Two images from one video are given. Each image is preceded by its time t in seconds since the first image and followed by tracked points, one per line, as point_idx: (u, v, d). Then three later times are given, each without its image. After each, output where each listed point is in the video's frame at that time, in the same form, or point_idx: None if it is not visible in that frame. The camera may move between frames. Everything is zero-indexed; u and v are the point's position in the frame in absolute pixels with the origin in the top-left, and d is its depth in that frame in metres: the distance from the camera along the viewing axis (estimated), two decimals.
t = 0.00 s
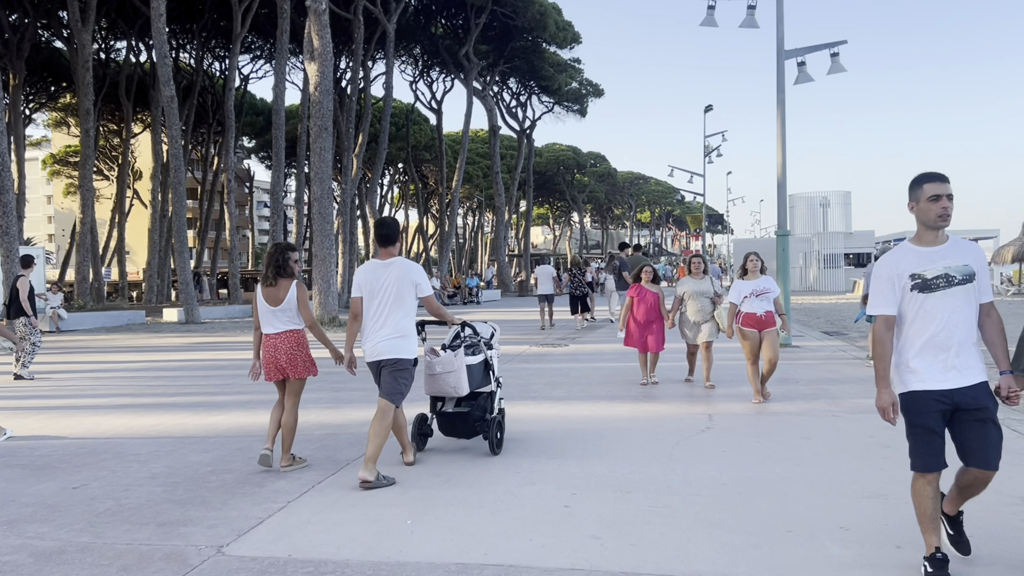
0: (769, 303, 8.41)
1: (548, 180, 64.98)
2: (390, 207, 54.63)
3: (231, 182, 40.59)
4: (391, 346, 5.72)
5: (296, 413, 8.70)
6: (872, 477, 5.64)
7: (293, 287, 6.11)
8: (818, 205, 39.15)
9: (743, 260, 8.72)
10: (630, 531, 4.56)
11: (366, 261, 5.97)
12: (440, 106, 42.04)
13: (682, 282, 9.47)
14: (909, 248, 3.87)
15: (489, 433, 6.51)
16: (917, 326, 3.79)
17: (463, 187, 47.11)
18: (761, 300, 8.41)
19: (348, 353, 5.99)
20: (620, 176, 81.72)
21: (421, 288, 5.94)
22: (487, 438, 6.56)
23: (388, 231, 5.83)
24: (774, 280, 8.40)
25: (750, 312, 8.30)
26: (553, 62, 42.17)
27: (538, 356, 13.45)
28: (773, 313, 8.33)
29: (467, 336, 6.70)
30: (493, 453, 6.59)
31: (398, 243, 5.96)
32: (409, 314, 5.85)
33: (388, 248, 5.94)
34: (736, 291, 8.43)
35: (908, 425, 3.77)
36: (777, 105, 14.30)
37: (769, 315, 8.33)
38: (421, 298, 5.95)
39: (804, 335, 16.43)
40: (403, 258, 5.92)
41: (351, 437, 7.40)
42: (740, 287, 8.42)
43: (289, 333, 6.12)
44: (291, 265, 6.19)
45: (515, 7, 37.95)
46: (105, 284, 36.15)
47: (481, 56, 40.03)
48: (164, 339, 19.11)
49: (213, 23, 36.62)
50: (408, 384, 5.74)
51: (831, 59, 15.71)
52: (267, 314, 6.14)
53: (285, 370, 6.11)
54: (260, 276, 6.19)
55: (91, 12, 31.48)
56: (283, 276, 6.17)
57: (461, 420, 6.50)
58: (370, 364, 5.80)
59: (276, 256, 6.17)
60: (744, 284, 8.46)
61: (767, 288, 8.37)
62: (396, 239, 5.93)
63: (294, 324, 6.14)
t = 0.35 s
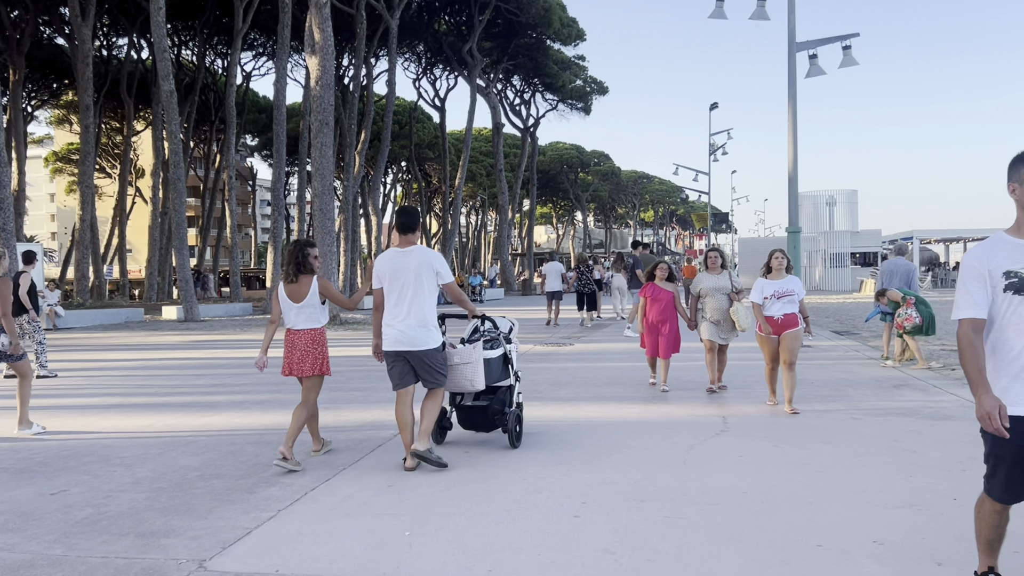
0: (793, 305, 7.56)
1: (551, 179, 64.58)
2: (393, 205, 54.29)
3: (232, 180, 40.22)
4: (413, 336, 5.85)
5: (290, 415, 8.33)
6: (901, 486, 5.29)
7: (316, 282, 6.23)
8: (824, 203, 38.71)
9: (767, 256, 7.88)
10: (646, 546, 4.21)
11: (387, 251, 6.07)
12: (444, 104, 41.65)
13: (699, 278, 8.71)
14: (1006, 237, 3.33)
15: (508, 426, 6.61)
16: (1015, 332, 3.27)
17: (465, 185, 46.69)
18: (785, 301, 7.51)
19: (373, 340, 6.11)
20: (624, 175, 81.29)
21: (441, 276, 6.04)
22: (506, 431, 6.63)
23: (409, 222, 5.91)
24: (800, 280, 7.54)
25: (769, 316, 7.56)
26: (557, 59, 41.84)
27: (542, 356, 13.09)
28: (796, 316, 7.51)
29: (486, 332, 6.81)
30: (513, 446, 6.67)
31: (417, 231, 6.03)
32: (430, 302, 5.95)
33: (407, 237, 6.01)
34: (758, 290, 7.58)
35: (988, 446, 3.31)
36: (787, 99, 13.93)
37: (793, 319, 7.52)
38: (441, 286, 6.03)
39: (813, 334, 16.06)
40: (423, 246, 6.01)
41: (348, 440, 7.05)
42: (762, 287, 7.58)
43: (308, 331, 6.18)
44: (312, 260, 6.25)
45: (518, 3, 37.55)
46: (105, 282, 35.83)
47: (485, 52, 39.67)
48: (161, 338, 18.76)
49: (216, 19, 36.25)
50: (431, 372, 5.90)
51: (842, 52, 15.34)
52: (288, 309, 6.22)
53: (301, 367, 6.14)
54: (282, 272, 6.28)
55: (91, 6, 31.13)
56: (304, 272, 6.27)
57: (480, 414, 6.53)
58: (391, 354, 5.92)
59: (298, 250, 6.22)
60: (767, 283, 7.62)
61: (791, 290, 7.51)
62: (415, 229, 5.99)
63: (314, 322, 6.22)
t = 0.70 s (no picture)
0: (822, 310, 7.00)
1: (556, 179, 64.23)
2: (397, 206, 53.95)
3: (234, 179, 39.88)
4: (440, 345, 5.80)
5: (288, 424, 8.00)
6: (941, 509, 4.91)
7: (339, 286, 6.19)
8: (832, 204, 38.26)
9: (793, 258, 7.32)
10: None
11: (417, 260, 6.02)
12: (448, 103, 41.30)
13: (716, 283, 8.24)
14: None
15: (531, 429, 6.60)
16: None
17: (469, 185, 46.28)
18: (810, 306, 6.97)
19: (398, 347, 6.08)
20: (629, 175, 80.90)
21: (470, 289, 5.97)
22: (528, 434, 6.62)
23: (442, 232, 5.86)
24: (829, 284, 6.98)
25: (796, 322, 6.97)
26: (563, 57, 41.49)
27: (549, 361, 12.75)
28: (825, 322, 6.96)
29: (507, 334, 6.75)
30: (536, 448, 6.67)
31: (451, 242, 5.97)
32: (459, 313, 5.90)
33: (439, 248, 5.96)
34: (783, 293, 7.08)
35: None
36: (802, 97, 13.58)
37: (821, 324, 6.96)
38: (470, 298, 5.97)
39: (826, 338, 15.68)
40: (455, 257, 5.95)
41: (346, 452, 6.70)
42: (786, 290, 7.07)
43: (333, 331, 6.16)
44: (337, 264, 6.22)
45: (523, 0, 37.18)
46: (107, 282, 35.57)
47: (490, 50, 39.30)
48: (160, 340, 18.42)
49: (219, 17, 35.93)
50: (456, 382, 5.85)
51: (857, 49, 14.95)
52: (312, 313, 6.21)
53: (330, 367, 6.14)
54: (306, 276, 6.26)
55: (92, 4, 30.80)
56: (327, 276, 6.24)
57: (502, 418, 6.53)
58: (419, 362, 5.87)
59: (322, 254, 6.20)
60: (793, 286, 7.10)
61: (818, 292, 6.99)
62: (449, 239, 5.93)
63: (338, 323, 6.19)
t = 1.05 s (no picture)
0: (848, 311, 6.53)
1: (559, 178, 63.83)
2: (399, 205, 53.56)
3: (234, 177, 39.47)
4: (469, 333, 5.81)
5: (283, 426, 7.66)
6: (980, 522, 4.55)
7: (373, 278, 6.23)
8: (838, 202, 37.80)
9: (816, 254, 6.86)
10: None
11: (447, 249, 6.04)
12: (452, 100, 40.90)
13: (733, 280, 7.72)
14: None
15: (550, 423, 6.56)
16: None
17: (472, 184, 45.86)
18: (835, 306, 6.51)
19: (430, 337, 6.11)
20: (633, 174, 80.45)
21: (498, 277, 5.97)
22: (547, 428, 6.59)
23: (469, 220, 5.88)
24: (855, 282, 6.53)
25: (818, 324, 6.52)
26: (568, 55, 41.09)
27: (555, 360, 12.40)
28: (851, 324, 6.49)
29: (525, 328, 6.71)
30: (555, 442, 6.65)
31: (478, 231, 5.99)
32: (487, 301, 5.90)
33: (467, 237, 5.98)
34: (804, 294, 6.64)
35: None
36: (814, 90, 13.21)
37: (848, 327, 6.49)
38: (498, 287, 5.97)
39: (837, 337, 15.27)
40: (483, 245, 5.96)
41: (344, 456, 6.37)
42: (808, 290, 6.62)
43: (366, 323, 6.19)
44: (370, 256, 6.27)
45: None
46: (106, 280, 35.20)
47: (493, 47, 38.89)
48: (157, 339, 18.06)
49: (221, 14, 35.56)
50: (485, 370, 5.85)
51: (871, 41, 14.57)
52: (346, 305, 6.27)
53: (363, 360, 6.19)
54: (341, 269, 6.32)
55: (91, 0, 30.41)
56: (362, 268, 6.29)
57: (521, 412, 6.48)
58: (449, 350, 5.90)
59: (356, 247, 6.26)
60: (814, 284, 6.65)
61: (844, 289, 6.52)
62: (476, 228, 5.94)
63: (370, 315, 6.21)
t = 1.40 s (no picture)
0: (888, 321, 6.06)
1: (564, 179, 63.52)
2: (403, 205, 53.29)
3: (237, 177, 39.18)
4: (496, 342, 5.67)
5: (280, 437, 7.33)
6: None
7: (402, 285, 6.14)
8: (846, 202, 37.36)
9: (851, 255, 6.31)
10: None
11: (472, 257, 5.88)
12: (456, 100, 40.64)
13: (764, 283, 7.31)
14: None
15: (574, 428, 6.39)
16: None
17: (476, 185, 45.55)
18: (875, 317, 6.03)
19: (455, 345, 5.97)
20: (638, 175, 80.07)
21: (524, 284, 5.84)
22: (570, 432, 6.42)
23: (496, 227, 5.72)
24: (896, 291, 6.04)
25: (856, 337, 6.03)
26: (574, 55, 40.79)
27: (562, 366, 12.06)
28: (890, 336, 6.00)
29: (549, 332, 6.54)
30: (577, 446, 6.50)
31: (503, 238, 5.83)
32: (514, 310, 5.76)
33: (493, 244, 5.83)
34: (842, 300, 6.09)
35: None
36: (829, 87, 12.84)
37: (887, 339, 6.00)
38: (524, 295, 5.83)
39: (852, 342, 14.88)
40: (509, 253, 5.81)
41: (343, 471, 6.04)
42: (846, 297, 6.08)
43: (394, 331, 6.06)
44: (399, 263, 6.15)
45: None
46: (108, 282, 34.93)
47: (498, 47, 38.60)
48: (157, 342, 17.74)
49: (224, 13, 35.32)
50: (513, 379, 5.72)
51: (886, 38, 14.21)
52: (373, 311, 6.14)
53: (388, 368, 6.03)
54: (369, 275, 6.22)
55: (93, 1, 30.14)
56: (391, 274, 6.19)
57: (544, 416, 6.29)
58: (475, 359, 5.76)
59: (385, 253, 6.15)
60: (853, 291, 6.11)
61: (885, 299, 6.03)
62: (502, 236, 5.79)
63: (399, 323, 6.09)
